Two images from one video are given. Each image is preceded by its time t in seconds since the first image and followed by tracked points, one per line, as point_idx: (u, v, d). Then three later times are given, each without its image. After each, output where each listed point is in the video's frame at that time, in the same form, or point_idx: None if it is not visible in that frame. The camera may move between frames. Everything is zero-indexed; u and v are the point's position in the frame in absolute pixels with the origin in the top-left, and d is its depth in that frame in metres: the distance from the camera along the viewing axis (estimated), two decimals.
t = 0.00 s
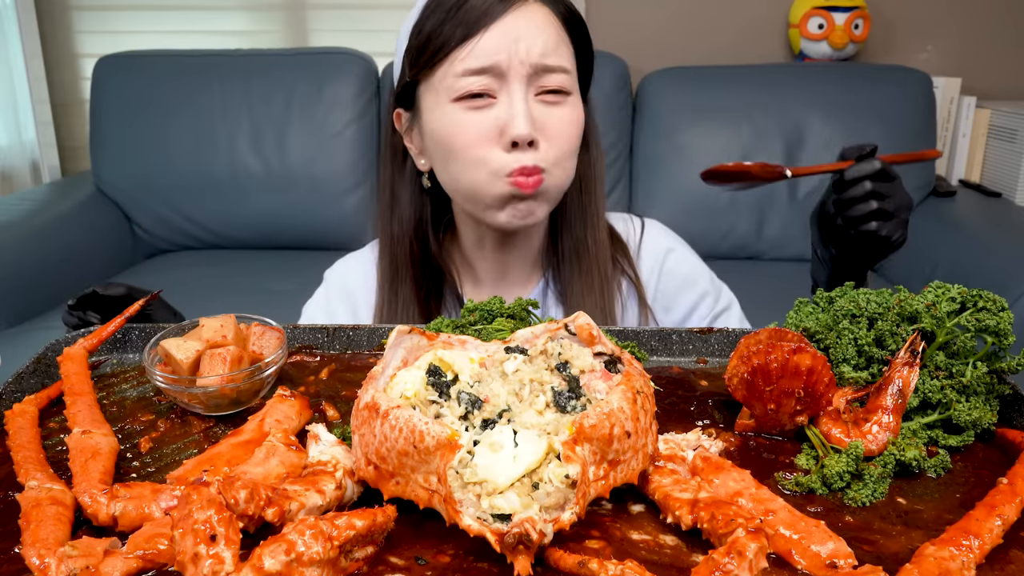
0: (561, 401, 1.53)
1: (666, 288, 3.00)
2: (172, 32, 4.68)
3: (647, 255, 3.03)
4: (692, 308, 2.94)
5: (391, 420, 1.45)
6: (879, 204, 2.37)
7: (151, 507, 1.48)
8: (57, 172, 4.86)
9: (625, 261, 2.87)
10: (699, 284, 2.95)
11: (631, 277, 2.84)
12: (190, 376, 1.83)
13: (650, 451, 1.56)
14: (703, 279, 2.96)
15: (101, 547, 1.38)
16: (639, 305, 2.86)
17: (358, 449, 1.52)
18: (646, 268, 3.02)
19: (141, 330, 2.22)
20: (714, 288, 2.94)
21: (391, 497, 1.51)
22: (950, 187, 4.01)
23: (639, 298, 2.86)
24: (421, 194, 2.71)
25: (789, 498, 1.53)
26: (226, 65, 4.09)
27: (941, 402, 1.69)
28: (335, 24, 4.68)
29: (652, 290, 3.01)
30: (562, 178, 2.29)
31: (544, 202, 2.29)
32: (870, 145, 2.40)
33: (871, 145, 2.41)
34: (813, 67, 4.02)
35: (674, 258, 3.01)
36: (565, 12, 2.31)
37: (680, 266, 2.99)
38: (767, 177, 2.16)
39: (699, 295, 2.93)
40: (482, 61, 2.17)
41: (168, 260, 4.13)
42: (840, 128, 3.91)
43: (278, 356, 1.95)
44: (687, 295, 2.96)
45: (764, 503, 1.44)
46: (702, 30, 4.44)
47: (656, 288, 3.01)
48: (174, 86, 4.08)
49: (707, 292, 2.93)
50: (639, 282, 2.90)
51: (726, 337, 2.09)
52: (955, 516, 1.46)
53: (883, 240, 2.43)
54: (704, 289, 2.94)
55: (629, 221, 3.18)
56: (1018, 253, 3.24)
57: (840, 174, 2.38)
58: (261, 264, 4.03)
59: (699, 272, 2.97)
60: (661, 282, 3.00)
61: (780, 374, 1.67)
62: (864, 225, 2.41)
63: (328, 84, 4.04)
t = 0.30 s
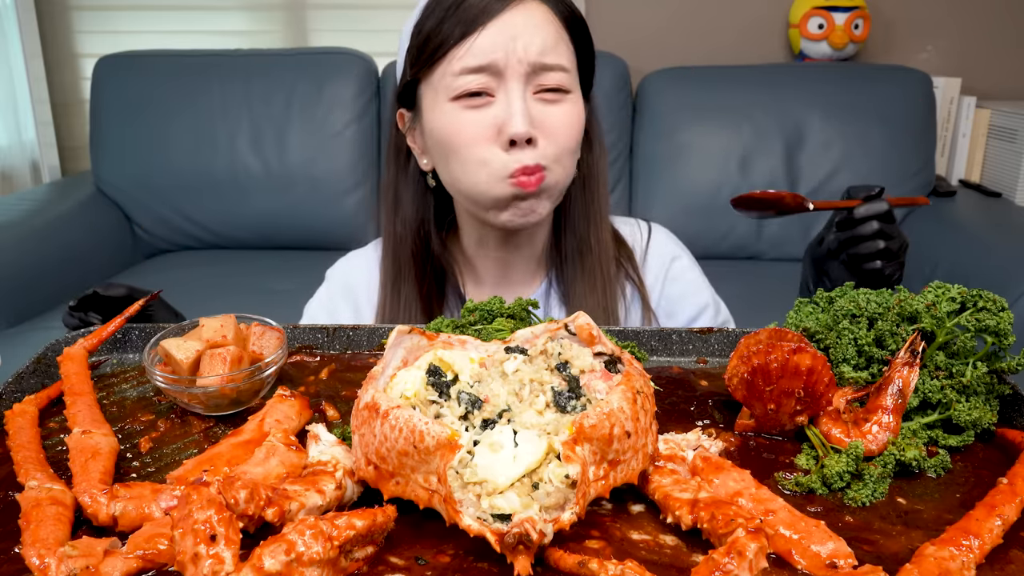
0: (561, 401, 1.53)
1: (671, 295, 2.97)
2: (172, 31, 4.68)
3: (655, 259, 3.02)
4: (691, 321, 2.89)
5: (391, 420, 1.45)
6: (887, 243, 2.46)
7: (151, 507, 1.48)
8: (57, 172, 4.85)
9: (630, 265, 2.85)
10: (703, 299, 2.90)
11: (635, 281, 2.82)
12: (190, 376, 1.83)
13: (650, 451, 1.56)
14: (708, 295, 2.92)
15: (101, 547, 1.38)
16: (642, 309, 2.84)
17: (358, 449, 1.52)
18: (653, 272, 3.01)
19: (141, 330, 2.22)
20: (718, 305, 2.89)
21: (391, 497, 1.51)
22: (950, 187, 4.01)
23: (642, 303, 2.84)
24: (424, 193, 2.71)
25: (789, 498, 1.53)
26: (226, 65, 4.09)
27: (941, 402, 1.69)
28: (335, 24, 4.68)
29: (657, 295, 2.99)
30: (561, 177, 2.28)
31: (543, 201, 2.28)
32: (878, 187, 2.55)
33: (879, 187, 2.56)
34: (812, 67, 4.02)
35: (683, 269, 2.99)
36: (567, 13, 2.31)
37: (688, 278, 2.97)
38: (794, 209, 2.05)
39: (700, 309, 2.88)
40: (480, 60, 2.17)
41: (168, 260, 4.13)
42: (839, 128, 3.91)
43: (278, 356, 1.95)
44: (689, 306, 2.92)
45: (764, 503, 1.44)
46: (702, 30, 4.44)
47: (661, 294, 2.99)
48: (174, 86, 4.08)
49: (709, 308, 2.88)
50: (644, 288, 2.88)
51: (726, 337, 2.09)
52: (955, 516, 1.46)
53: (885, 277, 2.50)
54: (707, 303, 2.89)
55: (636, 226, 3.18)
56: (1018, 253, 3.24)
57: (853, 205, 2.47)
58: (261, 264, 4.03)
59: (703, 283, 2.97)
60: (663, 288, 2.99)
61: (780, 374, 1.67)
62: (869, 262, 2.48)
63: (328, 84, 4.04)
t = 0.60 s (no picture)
0: (561, 401, 1.53)
1: (671, 302, 2.96)
2: (172, 31, 4.68)
3: (658, 264, 3.02)
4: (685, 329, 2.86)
5: (391, 420, 1.45)
6: (872, 261, 2.43)
7: (151, 507, 1.47)
8: (57, 172, 4.85)
9: (633, 268, 2.85)
10: (699, 309, 2.87)
11: (637, 286, 2.81)
12: (190, 376, 1.83)
13: (651, 451, 1.56)
14: (705, 306, 2.88)
15: (101, 547, 1.38)
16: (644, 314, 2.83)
17: (358, 449, 1.52)
18: (656, 276, 3.01)
19: (141, 330, 2.22)
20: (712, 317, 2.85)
21: (391, 497, 1.51)
22: (950, 187, 4.01)
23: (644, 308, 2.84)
24: (427, 192, 2.71)
25: (790, 498, 1.53)
26: (227, 65, 4.10)
27: (941, 402, 1.69)
28: (335, 24, 4.69)
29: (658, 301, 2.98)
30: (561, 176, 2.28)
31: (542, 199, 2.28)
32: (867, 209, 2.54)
33: (867, 208, 2.55)
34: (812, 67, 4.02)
35: (685, 277, 2.98)
36: (571, 14, 2.31)
37: (689, 287, 2.95)
38: (787, 215, 2.05)
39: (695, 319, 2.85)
40: (483, 57, 2.18)
41: (168, 260, 4.13)
42: (839, 128, 3.92)
43: (278, 356, 1.95)
44: (686, 314, 2.90)
45: (764, 503, 1.44)
46: (702, 30, 4.44)
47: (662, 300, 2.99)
48: (174, 86, 4.08)
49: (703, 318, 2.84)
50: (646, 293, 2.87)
51: (726, 337, 2.09)
52: (955, 516, 1.46)
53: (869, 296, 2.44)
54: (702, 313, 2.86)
55: (641, 231, 3.18)
56: (1017, 253, 3.24)
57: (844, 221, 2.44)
58: (261, 264, 4.03)
59: (705, 291, 2.96)
60: (665, 293, 2.99)
61: (780, 374, 1.67)
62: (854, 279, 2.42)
63: (328, 84, 4.04)
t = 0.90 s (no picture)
0: (560, 401, 1.53)
1: (673, 304, 2.96)
2: (172, 31, 4.68)
3: (660, 266, 3.03)
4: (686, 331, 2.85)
5: (391, 420, 1.45)
6: (872, 269, 2.43)
7: (151, 507, 1.47)
8: (57, 172, 4.85)
9: (635, 270, 2.84)
10: (700, 312, 2.86)
11: (638, 288, 2.81)
12: (190, 376, 1.83)
13: (651, 451, 1.56)
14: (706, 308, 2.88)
15: (101, 547, 1.38)
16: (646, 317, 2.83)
17: (358, 449, 1.52)
18: (658, 278, 3.01)
19: (141, 330, 2.22)
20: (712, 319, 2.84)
21: (391, 497, 1.51)
22: (950, 187, 4.01)
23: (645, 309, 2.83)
24: (429, 189, 2.71)
25: (789, 498, 1.53)
26: (227, 65, 4.10)
27: (941, 402, 1.69)
28: (335, 24, 4.68)
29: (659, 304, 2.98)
30: (562, 177, 2.28)
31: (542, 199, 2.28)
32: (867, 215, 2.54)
33: (868, 214, 2.56)
34: (812, 67, 4.02)
35: (686, 280, 2.98)
36: (575, 14, 2.31)
37: (690, 289, 2.95)
38: (790, 220, 2.04)
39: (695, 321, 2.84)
40: (486, 57, 2.18)
41: (168, 260, 4.13)
42: (839, 127, 3.92)
43: (278, 356, 1.95)
44: (687, 316, 2.89)
45: (764, 503, 1.44)
46: (703, 29, 4.44)
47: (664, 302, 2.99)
48: (174, 87, 4.08)
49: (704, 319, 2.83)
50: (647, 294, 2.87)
51: (726, 337, 2.09)
52: (955, 516, 1.46)
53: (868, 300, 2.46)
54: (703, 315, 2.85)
55: (644, 233, 3.18)
56: (1017, 253, 3.24)
57: (844, 227, 2.43)
58: (261, 264, 4.03)
59: (707, 293, 2.95)
60: (667, 295, 2.99)
61: (780, 375, 1.67)
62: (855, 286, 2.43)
63: (328, 84, 4.04)
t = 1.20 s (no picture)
0: (561, 401, 1.53)
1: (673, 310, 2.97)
2: (172, 31, 4.68)
3: (662, 272, 3.02)
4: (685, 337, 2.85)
5: (391, 420, 1.45)
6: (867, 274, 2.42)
7: (151, 507, 1.47)
8: (57, 172, 4.86)
9: (637, 275, 2.84)
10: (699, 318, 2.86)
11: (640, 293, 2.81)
12: (190, 376, 1.82)
13: (651, 451, 1.56)
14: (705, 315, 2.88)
15: (101, 547, 1.38)
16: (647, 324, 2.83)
17: (358, 449, 1.52)
18: (660, 284, 3.01)
19: (141, 330, 2.22)
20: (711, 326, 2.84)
21: (391, 497, 1.51)
22: (950, 187, 4.01)
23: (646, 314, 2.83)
24: (433, 186, 2.69)
25: (789, 498, 1.53)
26: (227, 65, 4.10)
27: (941, 402, 1.69)
28: (335, 24, 4.68)
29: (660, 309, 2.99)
30: (564, 177, 2.28)
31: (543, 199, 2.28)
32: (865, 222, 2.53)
33: (865, 221, 2.53)
34: (812, 67, 4.02)
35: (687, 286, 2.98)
36: (586, 17, 2.31)
37: (691, 296, 2.95)
38: (791, 218, 2.04)
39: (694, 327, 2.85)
40: (494, 54, 2.18)
41: (168, 260, 4.13)
42: (839, 127, 3.92)
43: (278, 356, 1.95)
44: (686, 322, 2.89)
45: (764, 503, 1.44)
46: (703, 29, 4.44)
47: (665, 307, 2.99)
48: (174, 86, 4.08)
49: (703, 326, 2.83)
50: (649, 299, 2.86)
51: (726, 337, 2.09)
52: (955, 516, 1.46)
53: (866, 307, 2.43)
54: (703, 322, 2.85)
55: (646, 237, 3.18)
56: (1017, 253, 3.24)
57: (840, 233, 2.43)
58: (261, 264, 4.03)
59: (706, 299, 2.96)
60: (669, 301, 2.99)
61: (780, 375, 1.67)
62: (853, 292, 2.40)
63: (328, 84, 4.04)
